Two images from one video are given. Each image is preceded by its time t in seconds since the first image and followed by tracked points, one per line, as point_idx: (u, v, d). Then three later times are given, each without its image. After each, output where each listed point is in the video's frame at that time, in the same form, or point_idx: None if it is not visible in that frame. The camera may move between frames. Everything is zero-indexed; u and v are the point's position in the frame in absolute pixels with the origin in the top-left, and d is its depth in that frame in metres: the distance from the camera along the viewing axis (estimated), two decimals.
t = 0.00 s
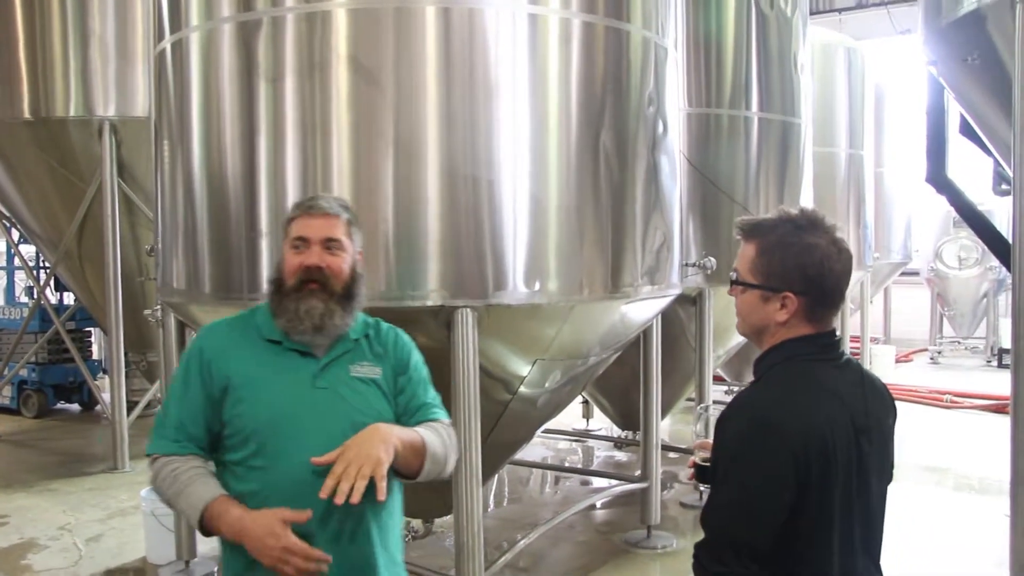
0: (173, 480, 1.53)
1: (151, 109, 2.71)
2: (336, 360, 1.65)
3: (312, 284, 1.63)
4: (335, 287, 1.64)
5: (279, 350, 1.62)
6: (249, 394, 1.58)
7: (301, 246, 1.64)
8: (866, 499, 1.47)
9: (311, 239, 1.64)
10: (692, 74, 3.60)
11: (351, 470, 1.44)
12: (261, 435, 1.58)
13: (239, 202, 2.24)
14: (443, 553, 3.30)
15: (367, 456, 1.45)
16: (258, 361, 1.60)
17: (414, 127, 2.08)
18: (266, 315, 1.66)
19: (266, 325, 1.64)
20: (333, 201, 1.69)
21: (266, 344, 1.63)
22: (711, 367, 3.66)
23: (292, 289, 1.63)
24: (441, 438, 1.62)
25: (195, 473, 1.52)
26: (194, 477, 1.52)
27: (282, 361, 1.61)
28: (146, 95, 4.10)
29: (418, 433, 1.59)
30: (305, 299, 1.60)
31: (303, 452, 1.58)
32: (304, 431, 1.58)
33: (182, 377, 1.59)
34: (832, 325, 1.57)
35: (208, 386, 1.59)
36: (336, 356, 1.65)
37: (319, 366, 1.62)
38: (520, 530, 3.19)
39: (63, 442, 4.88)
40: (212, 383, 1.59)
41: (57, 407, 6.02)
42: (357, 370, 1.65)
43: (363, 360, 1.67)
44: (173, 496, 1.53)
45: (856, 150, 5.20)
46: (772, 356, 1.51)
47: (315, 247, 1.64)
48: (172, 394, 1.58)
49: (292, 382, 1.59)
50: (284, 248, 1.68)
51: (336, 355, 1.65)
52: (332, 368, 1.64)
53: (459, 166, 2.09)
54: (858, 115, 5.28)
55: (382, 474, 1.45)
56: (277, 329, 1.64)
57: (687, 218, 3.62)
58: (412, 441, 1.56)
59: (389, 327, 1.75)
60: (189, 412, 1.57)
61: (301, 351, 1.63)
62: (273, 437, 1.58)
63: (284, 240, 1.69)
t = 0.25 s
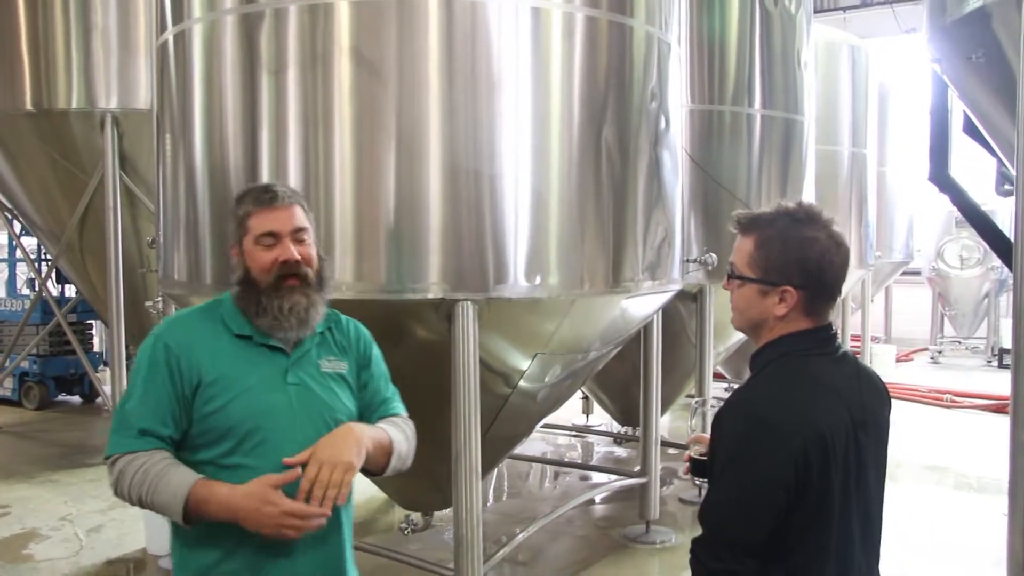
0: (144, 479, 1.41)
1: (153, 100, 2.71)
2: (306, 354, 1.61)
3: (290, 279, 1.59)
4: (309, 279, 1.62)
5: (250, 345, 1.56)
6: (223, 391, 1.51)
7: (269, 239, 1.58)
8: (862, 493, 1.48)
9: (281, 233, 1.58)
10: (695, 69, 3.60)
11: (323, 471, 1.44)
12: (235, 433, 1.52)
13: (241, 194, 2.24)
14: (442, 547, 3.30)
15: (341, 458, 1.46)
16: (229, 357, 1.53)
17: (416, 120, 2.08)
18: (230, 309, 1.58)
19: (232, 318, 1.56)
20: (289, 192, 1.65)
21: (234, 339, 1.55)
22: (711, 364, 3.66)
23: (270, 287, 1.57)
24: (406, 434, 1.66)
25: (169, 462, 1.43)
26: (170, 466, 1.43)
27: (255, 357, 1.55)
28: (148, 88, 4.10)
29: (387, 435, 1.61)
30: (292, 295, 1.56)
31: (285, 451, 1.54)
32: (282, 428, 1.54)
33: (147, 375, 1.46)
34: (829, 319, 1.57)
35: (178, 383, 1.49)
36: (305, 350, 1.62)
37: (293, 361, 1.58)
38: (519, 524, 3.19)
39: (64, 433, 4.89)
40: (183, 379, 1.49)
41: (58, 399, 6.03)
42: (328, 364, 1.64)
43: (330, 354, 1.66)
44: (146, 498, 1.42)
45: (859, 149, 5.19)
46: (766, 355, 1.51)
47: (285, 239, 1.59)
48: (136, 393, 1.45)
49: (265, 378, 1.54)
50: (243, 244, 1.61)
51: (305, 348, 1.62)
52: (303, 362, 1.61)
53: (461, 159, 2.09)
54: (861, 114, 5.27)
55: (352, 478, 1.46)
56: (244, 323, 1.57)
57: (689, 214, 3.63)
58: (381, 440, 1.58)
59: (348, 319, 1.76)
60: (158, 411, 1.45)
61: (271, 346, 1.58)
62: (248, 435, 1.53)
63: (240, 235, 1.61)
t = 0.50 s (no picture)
0: (145, 478, 1.37)
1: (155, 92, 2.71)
2: (287, 347, 1.63)
3: (290, 270, 1.58)
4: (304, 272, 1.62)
5: (237, 342, 1.55)
6: (215, 388, 1.50)
7: (279, 227, 1.57)
8: (867, 481, 1.48)
9: (295, 222, 1.58)
10: (698, 60, 3.61)
11: (330, 455, 1.47)
12: (227, 431, 1.52)
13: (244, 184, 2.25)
14: (445, 538, 3.31)
15: (346, 443, 1.50)
16: (217, 355, 1.52)
17: (419, 110, 2.08)
18: (214, 303, 1.55)
19: (216, 314, 1.55)
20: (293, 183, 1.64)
21: (219, 336, 1.54)
22: (715, 355, 3.66)
23: (274, 278, 1.56)
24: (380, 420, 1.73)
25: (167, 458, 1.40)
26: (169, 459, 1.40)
27: (242, 354, 1.55)
28: (150, 81, 4.10)
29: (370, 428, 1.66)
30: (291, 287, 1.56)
31: (278, 445, 1.56)
32: (272, 423, 1.56)
33: (136, 378, 1.42)
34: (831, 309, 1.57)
35: (168, 384, 1.46)
36: (286, 343, 1.63)
37: (277, 355, 1.60)
38: (523, 515, 3.20)
39: (69, 426, 4.91)
40: (173, 380, 1.46)
41: (62, 393, 6.05)
42: (309, 356, 1.67)
43: (308, 346, 1.69)
44: (150, 497, 1.37)
45: (862, 140, 5.19)
46: (767, 346, 1.52)
47: (296, 229, 1.59)
48: (127, 397, 1.41)
49: (253, 374, 1.55)
50: (246, 227, 1.57)
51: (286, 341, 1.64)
52: (286, 355, 1.63)
53: (464, 149, 2.09)
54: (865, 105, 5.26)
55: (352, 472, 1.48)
56: (231, 318, 1.56)
57: (692, 205, 3.65)
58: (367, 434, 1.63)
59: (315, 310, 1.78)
60: (152, 413, 1.43)
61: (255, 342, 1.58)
62: (240, 432, 1.52)
63: (244, 218, 1.58)
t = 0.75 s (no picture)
0: (161, 451, 1.37)
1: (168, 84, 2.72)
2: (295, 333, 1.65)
3: (288, 252, 1.59)
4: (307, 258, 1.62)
5: (247, 328, 1.56)
6: (227, 374, 1.51)
7: (281, 209, 1.60)
8: (881, 476, 1.47)
9: (299, 204, 1.61)
10: (709, 51, 3.59)
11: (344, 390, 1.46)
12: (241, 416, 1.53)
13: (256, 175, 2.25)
14: (456, 529, 3.32)
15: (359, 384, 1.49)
16: (228, 341, 1.53)
17: (430, 102, 2.08)
18: (223, 290, 1.57)
19: (225, 301, 1.56)
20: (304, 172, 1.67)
21: (229, 323, 1.55)
22: (726, 347, 3.66)
23: (270, 255, 1.56)
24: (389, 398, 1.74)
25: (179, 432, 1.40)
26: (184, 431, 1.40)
27: (252, 339, 1.56)
28: (162, 72, 4.11)
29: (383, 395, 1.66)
30: (285, 266, 1.56)
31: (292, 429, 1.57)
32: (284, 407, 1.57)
33: (151, 363, 1.43)
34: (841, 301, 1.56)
35: (180, 369, 1.47)
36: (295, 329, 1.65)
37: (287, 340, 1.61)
38: (534, 506, 3.20)
39: (83, 416, 4.95)
40: (185, 364, 1.48)
41: (77, 383, 6.10)
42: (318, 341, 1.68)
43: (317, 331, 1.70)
44: (172, 471, 1.37)
45: (876, 132, 5.15)
46: (777, 340, 1.51)
47: (298, 212, 1.61)
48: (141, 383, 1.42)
49: (264, 359, 1.56)
50: (253, 210, 1.61)
51: (294, 328, 1.65)
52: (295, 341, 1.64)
53: (475, 141, 2.09)
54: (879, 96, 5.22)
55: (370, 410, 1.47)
56: (239, 304, 1.57)
57: (704, 197, 3.64)
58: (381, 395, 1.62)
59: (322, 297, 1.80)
60: (166, 397, 1.43)
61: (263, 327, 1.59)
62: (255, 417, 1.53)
63: (252, 201, 1.61)
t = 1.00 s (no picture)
0: (207, 444, 1.41)
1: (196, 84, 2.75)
2: (343, 328, 1.64)
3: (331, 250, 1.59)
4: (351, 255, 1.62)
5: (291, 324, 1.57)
6: (270, 369, 1.52)
7: (321, 207, 1.60)
8: (915, 478, 1.45)
9: (338, 200, 1.61)
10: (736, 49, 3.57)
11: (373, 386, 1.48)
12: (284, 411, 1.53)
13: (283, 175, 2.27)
14: (482, 529, 3.32)
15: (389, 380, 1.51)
16: (273, 337, 1.54)
17: (456, 101, 2.08)
18: (270, 286, 1.58)
19: (271, 297, 1.57)
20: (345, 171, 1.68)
21: (274, 319, 1.56)
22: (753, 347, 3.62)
23: (313, 253, 1.58)
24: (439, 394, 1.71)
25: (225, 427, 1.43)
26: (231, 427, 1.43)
27: (296, 335, 1.56)
28: (190, 73, 4.15)
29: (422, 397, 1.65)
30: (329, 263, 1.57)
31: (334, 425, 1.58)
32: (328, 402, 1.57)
33: (197, 356, 1.46)
34: (871, 300, 1.54)
35: (226, 362, 1.49)
36: (343, 324, 1.64)
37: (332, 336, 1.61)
38: (559, 506, 3.20)
39: (113, 413, 5.01)
40: (231, 357, 1.50)
41: (106, 380, 6.18)
42: (365, 337, 1.67)
43: (366, 326, 1.69)
44: (217, 463, 1.40)
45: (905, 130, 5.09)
46: (806, 340, 1.49)
47: (338, 208, 1.62)
48: (188, 377, 1.45)
49: (308, 355, 1.56)
50: (295, 210, 1.62)
51: (342, 323, 1.65)
52: (342, 336, 1.63)
53: (501, 140, 2.09)
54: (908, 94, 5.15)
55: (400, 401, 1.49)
56: (285, 300, 1.58)
57: (730, 196, 3.62)
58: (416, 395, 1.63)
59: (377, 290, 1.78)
60: (211, 390, 1.46)
61: (309, 322, 1.59)
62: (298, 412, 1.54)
63: (293, 202, 1.63)
